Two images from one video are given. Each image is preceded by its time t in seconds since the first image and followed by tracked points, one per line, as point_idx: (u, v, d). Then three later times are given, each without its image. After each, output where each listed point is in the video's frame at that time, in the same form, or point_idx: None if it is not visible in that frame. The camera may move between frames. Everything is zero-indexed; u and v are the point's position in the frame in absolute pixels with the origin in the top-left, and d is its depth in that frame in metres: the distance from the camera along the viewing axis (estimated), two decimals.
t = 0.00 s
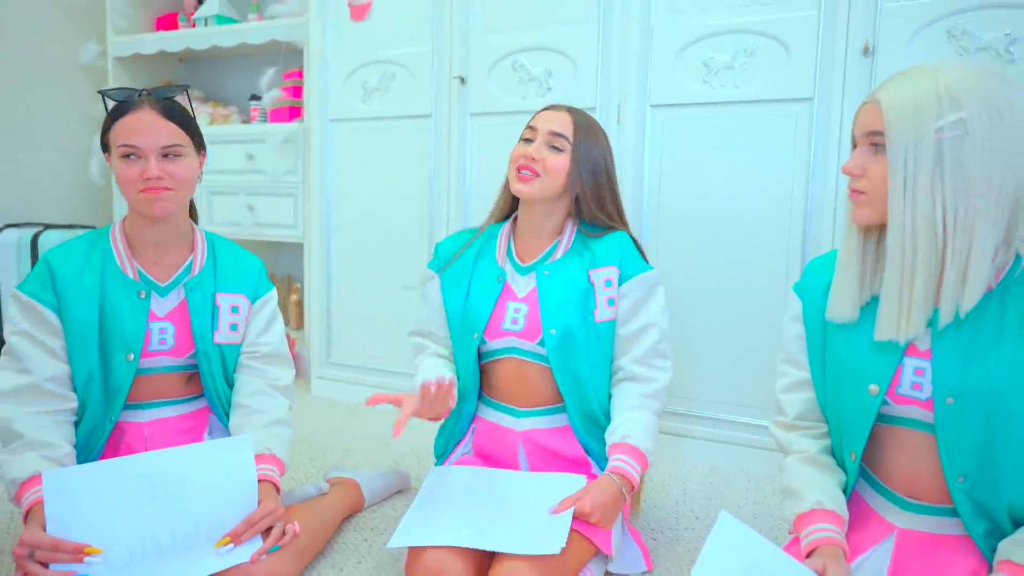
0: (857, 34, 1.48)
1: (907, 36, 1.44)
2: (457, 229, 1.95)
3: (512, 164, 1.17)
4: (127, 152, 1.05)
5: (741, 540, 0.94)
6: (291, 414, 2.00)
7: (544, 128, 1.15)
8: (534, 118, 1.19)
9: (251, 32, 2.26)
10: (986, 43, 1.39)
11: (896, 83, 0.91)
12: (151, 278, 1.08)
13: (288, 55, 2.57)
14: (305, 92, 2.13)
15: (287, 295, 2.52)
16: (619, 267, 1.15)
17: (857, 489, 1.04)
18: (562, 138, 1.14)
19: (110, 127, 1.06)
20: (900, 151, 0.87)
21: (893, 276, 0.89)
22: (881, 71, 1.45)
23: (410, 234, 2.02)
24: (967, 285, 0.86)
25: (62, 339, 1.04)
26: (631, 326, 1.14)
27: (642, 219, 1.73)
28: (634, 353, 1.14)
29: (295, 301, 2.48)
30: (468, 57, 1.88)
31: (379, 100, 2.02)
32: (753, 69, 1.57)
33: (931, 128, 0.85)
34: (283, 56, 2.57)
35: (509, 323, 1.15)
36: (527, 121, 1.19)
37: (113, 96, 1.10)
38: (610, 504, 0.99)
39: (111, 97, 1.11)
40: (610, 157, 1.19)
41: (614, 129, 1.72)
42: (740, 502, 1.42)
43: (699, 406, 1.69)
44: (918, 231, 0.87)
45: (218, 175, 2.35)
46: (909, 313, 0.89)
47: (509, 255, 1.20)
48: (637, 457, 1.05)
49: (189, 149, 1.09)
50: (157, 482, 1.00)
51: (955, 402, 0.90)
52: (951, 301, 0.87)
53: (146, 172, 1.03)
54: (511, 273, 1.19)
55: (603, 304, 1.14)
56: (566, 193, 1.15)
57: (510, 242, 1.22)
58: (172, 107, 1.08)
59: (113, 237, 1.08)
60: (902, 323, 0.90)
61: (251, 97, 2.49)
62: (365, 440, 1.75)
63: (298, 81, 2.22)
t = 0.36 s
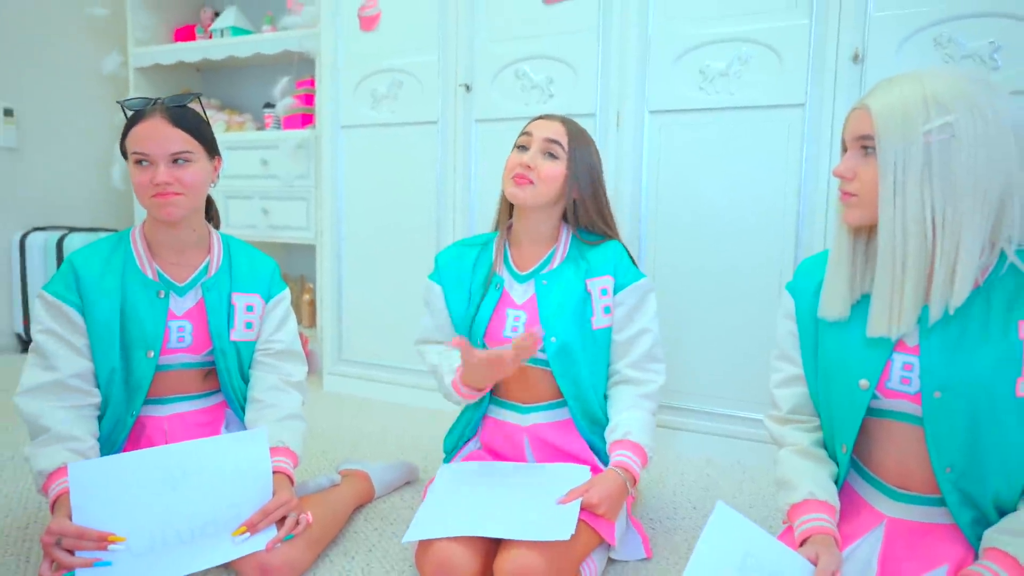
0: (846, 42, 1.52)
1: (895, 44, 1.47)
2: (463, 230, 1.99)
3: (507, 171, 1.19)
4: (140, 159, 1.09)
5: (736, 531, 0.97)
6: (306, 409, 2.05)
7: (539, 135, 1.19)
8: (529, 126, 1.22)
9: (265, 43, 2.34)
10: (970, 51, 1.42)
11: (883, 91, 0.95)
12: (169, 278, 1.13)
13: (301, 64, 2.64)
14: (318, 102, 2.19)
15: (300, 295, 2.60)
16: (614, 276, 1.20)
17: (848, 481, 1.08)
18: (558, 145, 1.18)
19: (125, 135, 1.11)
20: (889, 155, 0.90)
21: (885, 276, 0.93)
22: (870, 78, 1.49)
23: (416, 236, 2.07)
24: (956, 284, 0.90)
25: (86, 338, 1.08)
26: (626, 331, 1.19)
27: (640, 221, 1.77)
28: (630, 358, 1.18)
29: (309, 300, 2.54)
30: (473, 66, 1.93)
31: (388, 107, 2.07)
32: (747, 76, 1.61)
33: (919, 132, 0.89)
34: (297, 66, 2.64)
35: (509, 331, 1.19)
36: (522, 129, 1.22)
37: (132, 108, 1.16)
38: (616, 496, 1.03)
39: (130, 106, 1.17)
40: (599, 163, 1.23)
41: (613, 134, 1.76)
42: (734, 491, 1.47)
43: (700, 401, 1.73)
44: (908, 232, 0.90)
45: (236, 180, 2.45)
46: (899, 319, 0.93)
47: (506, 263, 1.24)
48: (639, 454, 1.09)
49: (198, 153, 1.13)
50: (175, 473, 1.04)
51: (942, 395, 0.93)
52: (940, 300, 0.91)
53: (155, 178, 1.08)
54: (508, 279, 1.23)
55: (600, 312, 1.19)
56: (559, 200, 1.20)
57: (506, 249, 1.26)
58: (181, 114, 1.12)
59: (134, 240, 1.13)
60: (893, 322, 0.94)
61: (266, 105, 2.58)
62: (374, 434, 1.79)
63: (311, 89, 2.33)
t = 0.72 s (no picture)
0: (839, 52, 1.56)
1: (885, 54, 1.51)
2: (470, 233, 2.04)
3: (518, 184, 1.24)
4: (176, 164, 1.13)
5: (732, 524, 0.99)
6: (319, 404, 2.11)
7: (534, 141, 1.24)
8: (521, 136, 1.28)
9: (281, 53, 2.40)
10: (959, 60, 1.46)
11: (876, 99, 0.98)
12: (188, 279, 1.18)
13: (315, 75, 2.70)
14: (330, 111, 2.24)
15: (313, 296, 2.65)
16: (636, 283, 1.23)
17: (842, 474, 1.12)
18: (556, 143, 1.23)
19: (157, 139, 1.15)
20: (882, 161, 0.93)
21: (879, 277, 0.95)
22: (862, 87, 1.53)
23: (424, 238, 2.12)
24: (947, 285, 0.92)
25: (109, 336, 1.13)
26: (644, 337, 1.22)
27: (640, 224, 1.81)
28: (645, 362, 1.22)
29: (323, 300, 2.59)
30: (480, 75, 1.97)
31: (398, 115, 2.11)
32: (743, 85, 1.65)
33: (911, 137, 0.92)
34: (311, 76, 2.70)
35: (529, 327, 1.24)
36: (515, 142, 1.27)
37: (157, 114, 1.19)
38: (611, 496, 1.06)
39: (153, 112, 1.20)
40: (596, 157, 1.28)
41: (614, 141, 1.81)
42: (732, 483, 1.52)
43: (702, 398, 1.77)
44: (900, 236, 0.93)
45: (251, 185, 2.50)
46: (892, 318, 0.96)
47: (531, 264, 1.29)
48: (641, 459, 1.12)
49: (229, 161, 1.19)
50: (197, 466, 1.09)
51: (932, 391, 0.95)
52: (932, 296, 0.93)
53: (196, 181, 1.13)
54: (531, 279, 1.27)
55: (618, 317, 1.22)
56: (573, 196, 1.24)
57: (530, 250, 1.31)
58: (217, 125, 1.19)
59: (155, 242, 1.18)
60: (887, 321, 0.96)
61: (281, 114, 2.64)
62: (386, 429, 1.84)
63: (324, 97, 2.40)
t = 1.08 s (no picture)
0: (837, 59, 1.59)
1: (882, 60, 1.54)
2: (480, 234, 2.08)
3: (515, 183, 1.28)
4: (211, 168, 1.18)
5: (734, 518, 0.96)
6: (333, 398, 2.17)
7: (541, 144, 1.26)
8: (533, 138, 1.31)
9: (297, 60, 2.47)
10: (953, 66, 1.48)
11: (874, 104, 0.97)
12: (208, 278, 1.22)
13: (330, 81, 2.75)
14: (345, 116, 2.29)
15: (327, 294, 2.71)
16: (629, 280, 1.27)
17: (840, 468, 1.09)
18: (558, 152, 1.25)
19: (190, 142, 1.18)
20: (881, 164, 0.92)
21: (878, 279, 0.95)
22: (859, 92, 1.56)
23: (434, 239, 2.16)
24: (946, 281, 0.91)
25: (133, 333, 1.18)
26: (637, 333, 1.26)
27: (643, 225, 1.85)
28: (641, 356, 1.25)
29: (337, 298, 2.64)
30: (489, 81, 2.01)
31: (410, 120, 2.16)
32: (744, 90, 1.68)
33: (910, 141, 0.91)
34: (325, 83, 2.74)
35: (527, 324, 1.28)
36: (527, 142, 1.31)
37: (187, 117, 1.23)
38: (617, 485, 1.10)
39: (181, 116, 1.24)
40: (602, 164, 1.29)
41: (619, 145, 1.84)
42: (734, 476, 1.56)
43: (706, 395, 1.81)
44: (901, 240, 0.92)
45: (268, 188, 2.56)
46: (893, 310, 0.94)
47: (526, 261, 1.33)
48: (644, 446, 1.16)
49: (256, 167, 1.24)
50: (217, 459, 1.12)
51: (929, 388, 0.94)
52: (931, 297, 0.92)
53: (231, 185, 1.17)
54: (525, 277, 1.32)
55: (614, 312, 1.26)
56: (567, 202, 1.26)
57: (526, 251, 1.35)
58: (246, 133, 1.24)
59: (176, 244, 1.22)
60: (887, 317, 0.95)
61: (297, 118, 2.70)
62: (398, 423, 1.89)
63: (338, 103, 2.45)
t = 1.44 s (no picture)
0: (832, 66, 1.62)
1: (876, 67, 1.58)
2: (487, 237, 2.12)
3: (521, 193, 1.32)
4: (232, 173, 1.22)
5: (736, 510, 0.97)
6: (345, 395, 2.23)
7: (540, 156, 1.30)
8: (530, 150, 1.34)
9: (311, 69, 2.53)
10: (945, 73, 1.52)
11: (870, 110, 0.96)
12: (226, 279, 1.27)
13: (343, 89, 2.79)
14: (356, 122, 2.35)
15: (340, 294, 2.76)
16: (631, 283, 1.31)
17: (835, 462, 1.09)
18: (560, 162, 1.29)
19: (212, 149, 1.23)
20: (878, 169, 0.91)
21: (877, 282, 0.94)
22: (853, 99, 1.59)
23: (442, 240, 2.21)
24: (944, 283, 0.91)
25: (154, 331, 1.22)
26: (638, 335, 1.30)
27: (645, 227, 1.89)
28: (641, 356, 1.29)
29: (349, 298, 2.69)
30: (496, 89, 2.06)
31: (420, 127, 2.21)
32: (741, 98, 1.72)
33: (905, 148, 0.90)
34: (339, 91, 2.79)
35: (534, 325, 1.32)
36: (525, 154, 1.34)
37: (208, 124, 1.28)
38: (619, 478, 1.14)
39: (202, 123, 1.29)
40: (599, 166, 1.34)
41: (622, 150, 1.89)
42: (734, 470, 1.60)
43: (708, 392, 1.84)
44: (900, 245, 0.91)
45: (284, 191, 2.62)
46: (894, 308, 0.93)
47: (531, 265, 1.38)
48: (645, 440, 1.20)
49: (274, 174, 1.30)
50: (233, 453, 1.15)
51: (923, 384, 0.94)
52: (931, 297, 0.92)
53: (250, 190, 1.22)
54: (530, 280, 1.36)
55: (616, 314, 1.30)
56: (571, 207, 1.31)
57: (530, 256, 1.39)
58: (264, 141, 1.29)
59: (196, 246, 1.27)
60: (889, 313, 0.94)
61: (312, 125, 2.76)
62: (409, 418, 1.93)
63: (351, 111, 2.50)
